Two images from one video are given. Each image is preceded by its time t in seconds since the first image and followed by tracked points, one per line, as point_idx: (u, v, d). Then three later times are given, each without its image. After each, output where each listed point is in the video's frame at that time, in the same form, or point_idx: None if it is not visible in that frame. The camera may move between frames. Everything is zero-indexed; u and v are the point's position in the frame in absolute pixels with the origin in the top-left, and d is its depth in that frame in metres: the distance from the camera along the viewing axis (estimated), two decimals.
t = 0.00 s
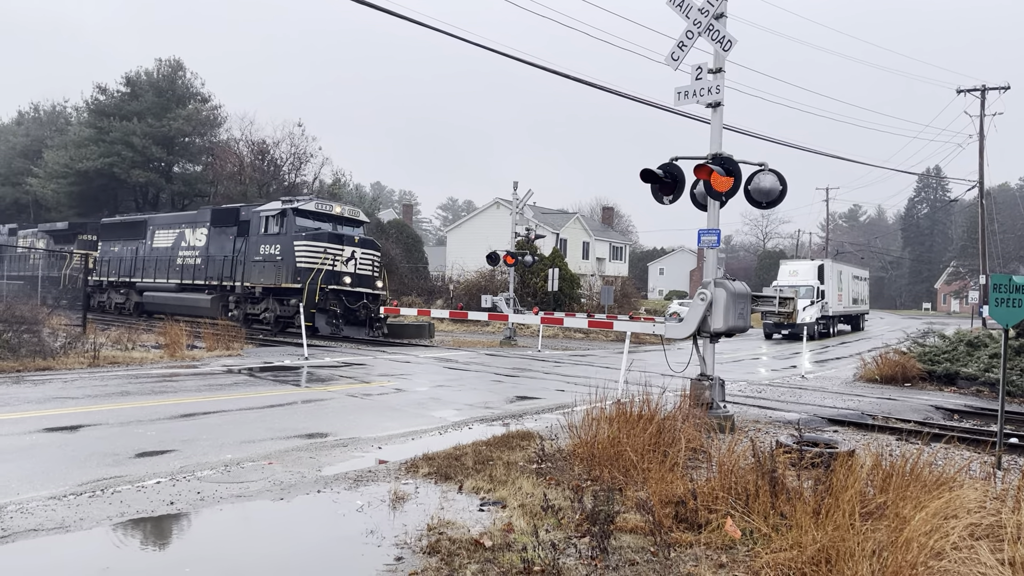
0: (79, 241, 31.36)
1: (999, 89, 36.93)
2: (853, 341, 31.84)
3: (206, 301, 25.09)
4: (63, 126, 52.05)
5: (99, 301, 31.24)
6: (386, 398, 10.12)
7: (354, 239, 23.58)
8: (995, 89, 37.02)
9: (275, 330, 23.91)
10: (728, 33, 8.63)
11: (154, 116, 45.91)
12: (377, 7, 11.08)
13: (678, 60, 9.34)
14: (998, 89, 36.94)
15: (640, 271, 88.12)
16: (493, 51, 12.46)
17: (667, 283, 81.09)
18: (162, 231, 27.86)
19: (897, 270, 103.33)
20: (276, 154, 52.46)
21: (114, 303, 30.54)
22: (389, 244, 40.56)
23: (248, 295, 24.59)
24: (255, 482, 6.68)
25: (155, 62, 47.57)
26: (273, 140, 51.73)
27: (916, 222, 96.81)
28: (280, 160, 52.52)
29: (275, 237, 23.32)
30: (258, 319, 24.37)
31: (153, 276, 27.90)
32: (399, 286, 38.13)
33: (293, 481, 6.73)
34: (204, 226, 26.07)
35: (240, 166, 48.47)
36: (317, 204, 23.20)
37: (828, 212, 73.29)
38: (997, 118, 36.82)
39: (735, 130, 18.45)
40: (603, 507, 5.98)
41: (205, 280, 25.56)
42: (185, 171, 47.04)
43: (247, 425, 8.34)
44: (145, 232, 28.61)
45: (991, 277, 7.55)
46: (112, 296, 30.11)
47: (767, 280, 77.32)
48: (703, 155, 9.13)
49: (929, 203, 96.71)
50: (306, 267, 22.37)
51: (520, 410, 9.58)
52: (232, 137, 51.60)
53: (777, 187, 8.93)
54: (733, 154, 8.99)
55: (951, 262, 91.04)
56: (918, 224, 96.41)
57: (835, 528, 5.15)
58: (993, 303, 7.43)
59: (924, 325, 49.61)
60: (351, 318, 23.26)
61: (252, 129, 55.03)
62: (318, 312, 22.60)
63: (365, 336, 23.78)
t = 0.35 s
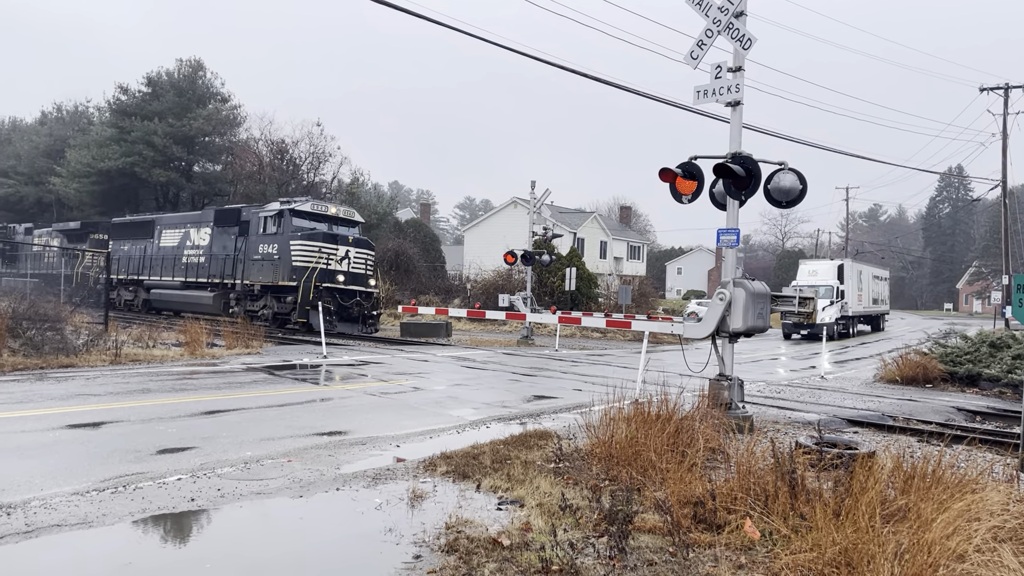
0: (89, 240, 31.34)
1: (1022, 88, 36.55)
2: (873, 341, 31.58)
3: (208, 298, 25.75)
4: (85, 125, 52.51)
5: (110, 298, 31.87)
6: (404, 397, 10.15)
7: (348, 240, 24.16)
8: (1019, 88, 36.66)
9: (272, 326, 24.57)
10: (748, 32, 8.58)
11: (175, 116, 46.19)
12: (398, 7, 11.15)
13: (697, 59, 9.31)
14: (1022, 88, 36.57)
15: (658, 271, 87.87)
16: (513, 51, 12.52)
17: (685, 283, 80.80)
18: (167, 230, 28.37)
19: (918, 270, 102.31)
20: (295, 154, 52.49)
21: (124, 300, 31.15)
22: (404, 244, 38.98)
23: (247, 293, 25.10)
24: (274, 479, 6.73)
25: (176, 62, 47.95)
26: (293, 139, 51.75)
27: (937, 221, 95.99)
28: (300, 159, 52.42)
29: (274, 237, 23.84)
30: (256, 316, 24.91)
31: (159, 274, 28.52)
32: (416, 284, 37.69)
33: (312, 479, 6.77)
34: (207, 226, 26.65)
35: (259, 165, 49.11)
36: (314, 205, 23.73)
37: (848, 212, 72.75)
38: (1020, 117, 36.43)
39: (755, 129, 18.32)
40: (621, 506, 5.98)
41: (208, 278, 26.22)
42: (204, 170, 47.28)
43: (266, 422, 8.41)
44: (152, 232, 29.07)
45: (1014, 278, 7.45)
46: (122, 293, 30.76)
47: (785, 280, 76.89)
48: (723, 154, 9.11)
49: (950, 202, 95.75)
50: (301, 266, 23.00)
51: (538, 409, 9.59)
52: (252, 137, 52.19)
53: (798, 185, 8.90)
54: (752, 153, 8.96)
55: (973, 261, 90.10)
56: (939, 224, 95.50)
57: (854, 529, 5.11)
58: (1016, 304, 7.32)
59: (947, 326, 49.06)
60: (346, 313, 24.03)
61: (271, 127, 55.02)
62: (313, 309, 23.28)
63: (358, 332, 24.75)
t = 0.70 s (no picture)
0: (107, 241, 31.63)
1: None
2: (898, 343, 31.20)
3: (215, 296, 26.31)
4: (112, 127, 53.06)
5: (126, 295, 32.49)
6: (425, 396, 10.19)
7: (348, 240, 24.73)
8: None
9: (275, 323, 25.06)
10: (772, 30, 8.52)
11: (200, 117, 46.69)
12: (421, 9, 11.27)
13: (720, 58, 9.28)
14: None
15: (680, 271, 87.46)
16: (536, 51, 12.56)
17: (707, 283, 80.35)
18: (179, 231, 28.86)
19: (945, 271, 100.97)
20: (318, 154, 52.21)
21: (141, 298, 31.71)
22: (426, 243, 38.88)
23: (253, 291, 25.60)
24: (297, 478, 6.77)
25: (201, 64, 48.45)
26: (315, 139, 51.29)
27: (964, 222, 94.70)
28: (322, 160, 52.14)
29: (277, 237, 24.40)
30: (260, 314, 25.35)
31: (171, 273, 29.06)
32: (437, 284, 37.73)
33: (335, 477, 6.81)
34: (216, 226, 27.20)
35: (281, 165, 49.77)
36: (315, 207, 24.34)
37: (872, 212, 72.01)
38: None
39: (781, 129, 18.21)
40: (644, 508, 5.96)
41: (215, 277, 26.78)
42: (229, 170, 47.86)
43: (288, 421, 8.48)
44: (165, 232, 29.55)
45: None
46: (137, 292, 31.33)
47: (809, 281, 76.25)
48: (747, 154, 9.08)
49: (977, 202, 94.42)
50: (302, 266, 23.57)
51: (559, 409, 9.59)
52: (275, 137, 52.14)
53: (822, 185, 8.85)
54: (776, 153, 8.93)
55: (1001, 262, 88.78)
56: (966, 224, 94.25)
57: (879, 532, 5.05)
58: None
59: (975, 328, 48.31)
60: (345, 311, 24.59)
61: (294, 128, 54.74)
62: (313, 307, 23.83)
63: (357, 329, 25.42)
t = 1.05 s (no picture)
0: (126, 242, 32.04)
1: None
2: (926, 346, 30.70)
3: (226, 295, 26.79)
4: (140, 129, 53.63)
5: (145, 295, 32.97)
6: (447, 397, 10.21)
7: (350, 242, 25.10)
8: None
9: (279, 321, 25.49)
10: (799, 29, 8.44)
11: (225, 119, 47.15)
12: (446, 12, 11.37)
13: (746, 58, 9.23)
14: None
15: (704, 273, 86.91)
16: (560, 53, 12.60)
17: (732, 285, 79.76)
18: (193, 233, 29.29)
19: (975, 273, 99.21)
20: (341, 156, 50.84)
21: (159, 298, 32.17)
22: (449, 244, 38.74)
23: (261, 291, 26.00)
24: (320, 479, 6.80)
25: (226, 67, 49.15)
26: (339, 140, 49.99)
27: (995, 223, 93.02)
28: (345, 161, 50.70)
29: (283, 239, 24.85)
30: (268, 313, 25.85)
31: (184, 273, 29.53)
32: (460, 285, 37.70)
33: (358, 478, 6.83)
34: (226, 228, 27.67)
35: (306, 168, 48.37)
36: (320, 210, 24.69)
37: (900, 213, 70.97)
38: None
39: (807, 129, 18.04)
40: (668, 513, 5.90)
41: (225, 277, 27.30)
42: (254, 172, 48.32)
43: (312, 422, 8.53)
44: (179, 234, 30.01)
45: None
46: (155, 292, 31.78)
47: (836, 282, 75.39)
48: (773, 155, 9.00)
49: (1009, 202, 92.67)
50: (305, 266, 23.96)
51: (582, 412, 9.55)
52: (300, 140, 51.24)
53: (850, 187, 8.74)
54: (803, 153, 8.82)
55: None
56: (997, 225, 92.56)
57: (908, 539, 4.95)
58: None
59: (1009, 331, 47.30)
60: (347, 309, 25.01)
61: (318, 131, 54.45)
62: (315, 306, 24.27)
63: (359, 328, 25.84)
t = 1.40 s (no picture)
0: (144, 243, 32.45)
1: None
2: (952, 348, 30.30)
3: (237, 295, 27.07)
4: (166, 132, 54.26)
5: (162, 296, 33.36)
6: (469, 397, 10.23)
7: (354, 243, 25.47)
8: None
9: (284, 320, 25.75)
10: (823, 27, 8.39)
11: (249, 122, 47.69)
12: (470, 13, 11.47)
13: (769, 57, 9.19)
14: None
15: (727, 274, 86.52)
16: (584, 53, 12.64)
17: (755, 286, 79.34)
18: (206, 234, 29.65)
19: (1004, 275, 97.77)
20: (364, 158, 51.46)
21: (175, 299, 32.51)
22: (470, 246, 38.74)
23: (269, 290, 26.23)
24: (342, 478, 6.83)
25: (251, 69, 49.60)
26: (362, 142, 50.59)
27: None
28: (368, 163, 51.28)
29: (290, 240, 25.16)
30: (276, 312, 26.08)
31: (198, 274, 29.88)
32: (481, 286, 37.67)
33: (379, 477, 6.86)
34: (237, 230, 28.01)
35: (330, 169, 48.87)
36: (325, 212, 25.00)
37: (927, 213, 70.13)
38: None
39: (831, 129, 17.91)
40: (690, 513, 5.87)
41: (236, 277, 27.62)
42: (277, 173, 48.57)
43: (334, 421, 8.59)
44: (194, 235, 30.38)
45: None
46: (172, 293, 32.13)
47: (862, 283, 74.66)
48: (796, 154, 8.96)
49: None
50: (309, 267, 24.25)
51: (604, 412, 9.52)
52: (323, 142, 51.55)
53: (874, 186, 8.68)
54: (827, 153, 8.77)
55: None
56: None
57: (934, 540, 4.87)
58: None
59: None
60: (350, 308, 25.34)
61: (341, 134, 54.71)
62: (320, 305, 24.53)
63: (361, 327, 26.13)
